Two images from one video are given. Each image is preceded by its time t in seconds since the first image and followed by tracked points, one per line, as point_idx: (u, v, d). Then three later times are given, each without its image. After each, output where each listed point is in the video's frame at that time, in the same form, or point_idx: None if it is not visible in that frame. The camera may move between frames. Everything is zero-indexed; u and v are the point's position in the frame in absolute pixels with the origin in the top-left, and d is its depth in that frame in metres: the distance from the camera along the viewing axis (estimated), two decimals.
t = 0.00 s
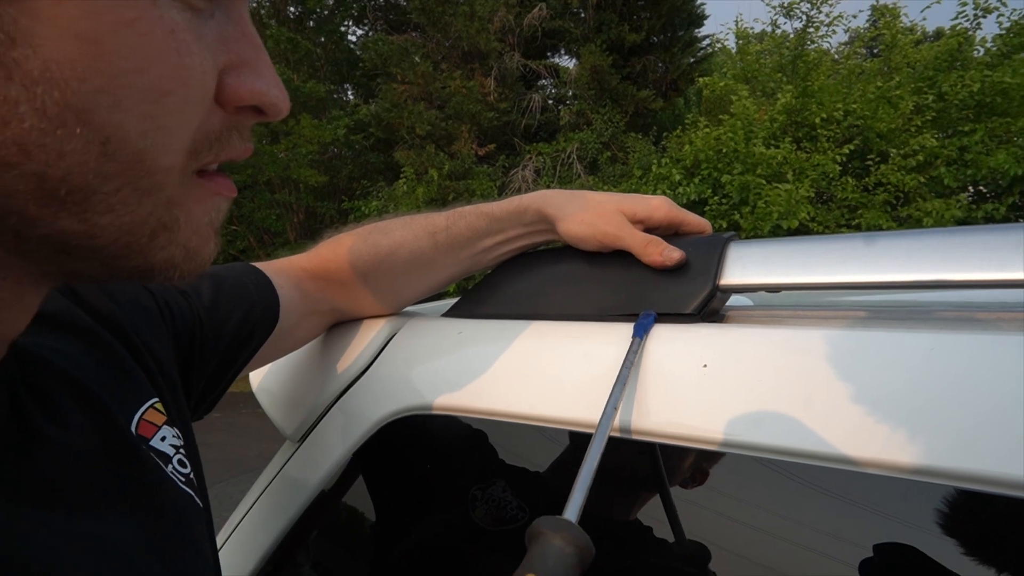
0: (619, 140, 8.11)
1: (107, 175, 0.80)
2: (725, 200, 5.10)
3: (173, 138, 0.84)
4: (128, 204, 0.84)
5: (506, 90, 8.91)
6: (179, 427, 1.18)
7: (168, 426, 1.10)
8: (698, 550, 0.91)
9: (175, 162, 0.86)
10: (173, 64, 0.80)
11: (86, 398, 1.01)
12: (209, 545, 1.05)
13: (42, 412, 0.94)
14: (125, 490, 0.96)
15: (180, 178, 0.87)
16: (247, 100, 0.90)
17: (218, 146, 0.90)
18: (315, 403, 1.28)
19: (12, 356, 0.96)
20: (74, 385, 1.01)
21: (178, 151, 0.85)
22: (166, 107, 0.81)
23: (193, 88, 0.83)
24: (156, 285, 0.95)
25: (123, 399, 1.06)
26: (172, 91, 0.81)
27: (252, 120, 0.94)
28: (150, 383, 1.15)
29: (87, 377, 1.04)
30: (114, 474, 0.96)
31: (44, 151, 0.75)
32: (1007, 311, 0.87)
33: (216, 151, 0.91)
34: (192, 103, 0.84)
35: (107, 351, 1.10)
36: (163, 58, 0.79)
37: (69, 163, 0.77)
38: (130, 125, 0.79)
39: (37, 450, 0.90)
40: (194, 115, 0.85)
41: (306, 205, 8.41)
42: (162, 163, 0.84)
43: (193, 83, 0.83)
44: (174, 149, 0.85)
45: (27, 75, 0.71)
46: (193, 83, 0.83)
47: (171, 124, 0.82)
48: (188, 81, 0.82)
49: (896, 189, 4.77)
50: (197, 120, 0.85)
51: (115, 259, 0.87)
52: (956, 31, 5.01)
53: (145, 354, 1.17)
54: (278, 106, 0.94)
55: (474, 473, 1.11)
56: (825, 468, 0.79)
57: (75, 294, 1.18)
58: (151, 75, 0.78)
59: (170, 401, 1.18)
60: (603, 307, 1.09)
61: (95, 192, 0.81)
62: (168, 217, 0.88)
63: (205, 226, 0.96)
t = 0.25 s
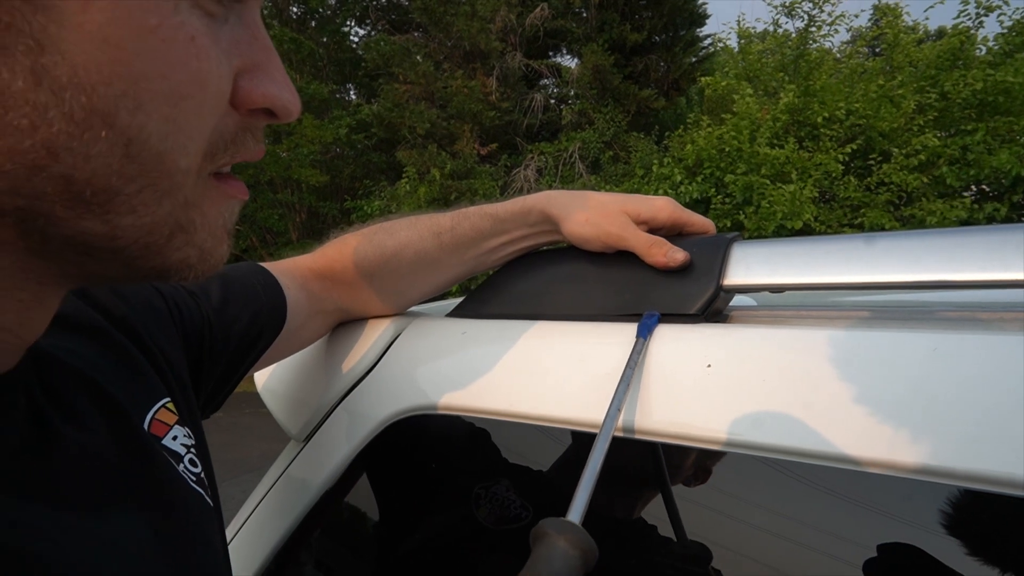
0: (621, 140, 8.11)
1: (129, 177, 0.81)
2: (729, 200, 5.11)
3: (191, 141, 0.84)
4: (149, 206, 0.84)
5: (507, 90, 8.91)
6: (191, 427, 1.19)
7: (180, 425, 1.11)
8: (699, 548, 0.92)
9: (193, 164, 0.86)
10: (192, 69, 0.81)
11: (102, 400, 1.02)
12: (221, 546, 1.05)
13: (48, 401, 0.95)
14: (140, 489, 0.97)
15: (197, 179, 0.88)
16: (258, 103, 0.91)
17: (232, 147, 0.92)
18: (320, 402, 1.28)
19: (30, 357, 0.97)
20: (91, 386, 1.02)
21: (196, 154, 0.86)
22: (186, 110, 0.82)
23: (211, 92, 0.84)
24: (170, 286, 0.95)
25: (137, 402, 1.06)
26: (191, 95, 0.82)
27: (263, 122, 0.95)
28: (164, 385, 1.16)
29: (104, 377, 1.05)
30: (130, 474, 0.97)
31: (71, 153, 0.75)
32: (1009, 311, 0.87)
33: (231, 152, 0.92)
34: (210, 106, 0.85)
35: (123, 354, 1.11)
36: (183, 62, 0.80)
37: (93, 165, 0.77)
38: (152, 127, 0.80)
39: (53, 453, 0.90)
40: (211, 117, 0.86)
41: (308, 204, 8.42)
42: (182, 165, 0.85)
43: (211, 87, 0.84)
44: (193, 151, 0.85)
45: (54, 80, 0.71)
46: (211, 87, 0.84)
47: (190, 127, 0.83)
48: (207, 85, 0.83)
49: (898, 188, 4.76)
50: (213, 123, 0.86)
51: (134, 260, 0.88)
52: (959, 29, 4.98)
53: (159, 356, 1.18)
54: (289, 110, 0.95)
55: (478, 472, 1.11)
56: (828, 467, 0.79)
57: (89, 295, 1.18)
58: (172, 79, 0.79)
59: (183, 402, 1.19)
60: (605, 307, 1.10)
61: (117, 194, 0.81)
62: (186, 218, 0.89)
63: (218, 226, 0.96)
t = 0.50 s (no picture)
0: (623, 140, 8.10)
1: (149, 177, 0.83)
2: (730, 201, 5.11)
3: (209, 142, 0.85)
4: (167, 206, 0.85)
5: (509, 91, 8.92)
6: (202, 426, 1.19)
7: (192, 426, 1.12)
8: (705, 558, 0.92)
9: (210, 164, 0.87)
10: (210, 71, 0.82)
11: (118, 401, 1.02)
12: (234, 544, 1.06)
13: (62, 396, 0.95)
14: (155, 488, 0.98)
15: (214, 179, 0.89)
16: (272, 104, 0.91)
17: (249, 147, 0.92)
18: (325, 402, 1.29)
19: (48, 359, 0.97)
20: (106, 387, 1.02)
21: (213, 154, 0.87)
22: (204, 112, 0.83)
23: (229, 93, 0.85)
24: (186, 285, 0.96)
25: (150, 403, 1.07)
26: (208, 97, 0.83)
27: (278, 123, 0.95)
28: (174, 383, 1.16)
29: (117, 377, 1.05)
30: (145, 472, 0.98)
31: (94, 154, 0.77)
32: (1009, 313, 0.87)
33: (247, 152, 0.92)
34: (227, 108, 0.85)
35: (133, 355, 1.11)
36: (202, 65, 0.81)
37: (114, 165, 0.79)
38: (171, 129, 0.81)
39: (73, 454, 0.91)
40: (228, 119, 0.86)
41: (310, 205, 8.42)
42: (199, 165, 0.86)
43: (227, 90, 0.85)
44: (210, 151, 0.86)
45: (79, 82, 0.73)
46: (229, 90, 0.85)
47: (207, 129, 0.84)
48: (224, 88, 0.84)
49: (900, 190, 4.76)
50: (230, 125, 0.87)
51: (152, 260, 0.89)
52: (960, 31, 4.98)
53: (167, 354, 1.19)
54: (304, 110, 0.95)
55: (480, 472, 1.12)
56: (827, 468, 0.79)
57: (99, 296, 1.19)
58: (190, 82, 0.80)
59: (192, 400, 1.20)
60: (608, 308, 1.10)
61: (138, 193, 0.83)
62: (203, 218, 0.90)
63: (234, 226, 0.96)
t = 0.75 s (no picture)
0: (620, 142, 8.11)
1: (149, 185, 0.83)
2: (726, 203, 5.13)
3: (209, 150, 0.86)
4: (164, 213, 0.86)
5: (507, 92, 8.92)
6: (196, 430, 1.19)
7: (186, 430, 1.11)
8: (699, 560, 0.93)
9: (209, 172, 0.88)
10: (212, 80, 0.82)
11: (114, 405, 1.02)
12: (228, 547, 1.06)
13: (55, 398, 0.95)
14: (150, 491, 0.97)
15: (212, 187, 0.89)
16: (271, 112, 0.91)
17: (248, 156, 0.93)
18: (321, 404, 1.29)
19: (42, 361, 0.96)
20: (103, 391, 1.02)
21: (213, 163, 0.87)
22: (206, 120, 0.83)
23: (231, 103, 0.85)
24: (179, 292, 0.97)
25: (146, 408, 1.06)
26: (209, 106, 0.83)
27: (277, 131, 0.95)
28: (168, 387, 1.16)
29: (113, 381, 1.05)
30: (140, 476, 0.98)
31: (95, 160, 0.77)
32: (1005, 317, 0.88)
33: (245, 161, 0.93)
34: (228, 116, 0.86)
35: (128, 359, 1.10)
36: (204, 73, 0.81)
37: (115, 171, 0.79)
38: (172, 136, 0.81)
39: (67, 455, 0.91)
40: (229, 127, 0.87)
41: (306, 205, 8.40)
42: (199, 172, 0.86)
43: (229, 98, 0.85)
44: (210, 160, 0.87)
45: (82, 89, 0.74)
46: (231, 98, 0.85)
47: (208, 137, 0.85)
48: (226, 96, 0.84)
49: (895, 193, 4.78)
50: (231, 133, 0.87)
51: (147, 266, 0.89)
52: (955, 35, 5.00)
53: (162, 358, 1.19)
54: (304, 118, 0.96)
55: (475, 474, 1.12)
56: (821, 472, 0.80)
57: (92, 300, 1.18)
58: (192, 90, 0.81)
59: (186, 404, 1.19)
60: (604, 311, 1.10)
61: (137, 200, 0.83)
62: (201, 225, 0.90)
63: (228, 234, 0.97)
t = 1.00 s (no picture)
0: (606, 146, 8.14)
1: (118, 190, 0.83)
2: (710, 207, 5.18)
3: (181, 156, 0.87)
4: (134, 219, 0.86)
5: (494, 95, 8.93)
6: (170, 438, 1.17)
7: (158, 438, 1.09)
8: (677, 562, 0.93)
9: (180, 177, 0.88)
10: (184, 86, 0.83)
11: (85, 416, 0.99)
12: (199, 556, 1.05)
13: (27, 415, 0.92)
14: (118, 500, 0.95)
15: (184, 193, 0.90)
16: (246, 117, 0.93)
17: (221, 161, 0.94)
18: (300, 409, 1.27)
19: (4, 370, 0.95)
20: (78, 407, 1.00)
21: (184, 168, 0.88)
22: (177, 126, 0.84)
23: (202, 109, 0.86)
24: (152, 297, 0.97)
25: (116, 416, 1.04)
26: (181, 111, 0.84)
27: (252, 136, 0.97)
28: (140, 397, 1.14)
29: (88, 394, 1.03)
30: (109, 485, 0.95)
31: (61, 166, 0.77)
32: (997, 323, 0.88)
33: (219, 166, 0.95)
34: (200, 122, 0.87)
35: (98, 367, 1.08)
36: (177, 79, 0.82)
37: (83, 177, 0.80)
38: (142, 142, 0.82)
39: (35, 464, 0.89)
40: (201, 133, 0.88)
41: (291, 206, 8.32)
42: (170, 178, 0.87)
43: (202, 104, 0.86)
44: (181, 166, 0.87)
45: (48, 94, 0.74)
46: (203, 105, 0.86)
47: (180, 142, 0.86)
48: (198, 102, 0.85)
49: (874, 198, 4.87)
50: (204, 140, 0.89)
51: (118, 272, 0.90)
52: (932, 44, 5.11)
53: (134, 365, 1.16)
54: (278, 123, 0.97)
55: (457, 481, 1.11)
56: (806, 476, 0.80)
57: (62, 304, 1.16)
58: (164, 95, 0.82)
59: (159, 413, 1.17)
60: (584, 315, 1.11)
61: (106, 207, 0.83)
62: (172, 231, 0.91)
63: (200, 243, 0.97)
